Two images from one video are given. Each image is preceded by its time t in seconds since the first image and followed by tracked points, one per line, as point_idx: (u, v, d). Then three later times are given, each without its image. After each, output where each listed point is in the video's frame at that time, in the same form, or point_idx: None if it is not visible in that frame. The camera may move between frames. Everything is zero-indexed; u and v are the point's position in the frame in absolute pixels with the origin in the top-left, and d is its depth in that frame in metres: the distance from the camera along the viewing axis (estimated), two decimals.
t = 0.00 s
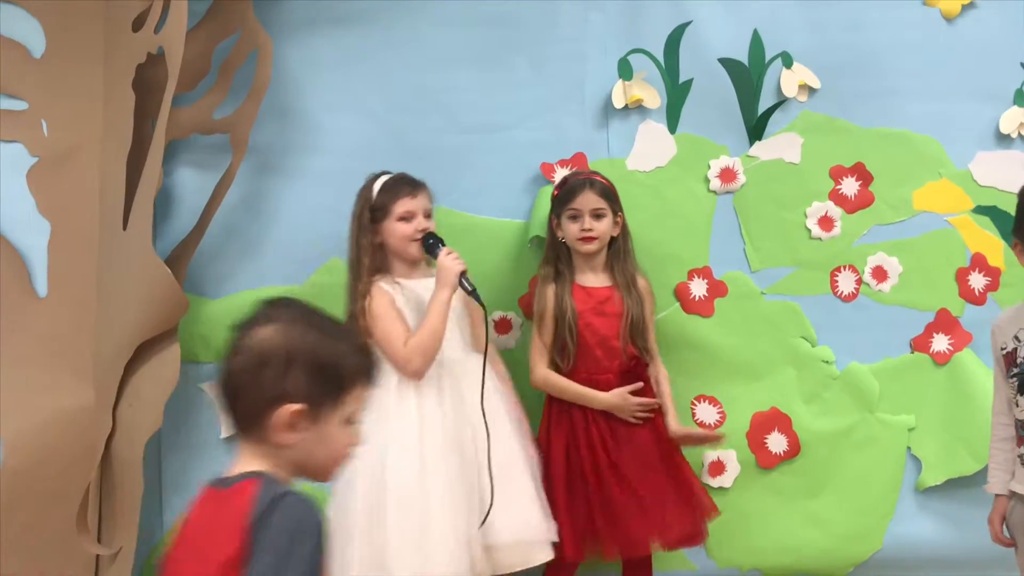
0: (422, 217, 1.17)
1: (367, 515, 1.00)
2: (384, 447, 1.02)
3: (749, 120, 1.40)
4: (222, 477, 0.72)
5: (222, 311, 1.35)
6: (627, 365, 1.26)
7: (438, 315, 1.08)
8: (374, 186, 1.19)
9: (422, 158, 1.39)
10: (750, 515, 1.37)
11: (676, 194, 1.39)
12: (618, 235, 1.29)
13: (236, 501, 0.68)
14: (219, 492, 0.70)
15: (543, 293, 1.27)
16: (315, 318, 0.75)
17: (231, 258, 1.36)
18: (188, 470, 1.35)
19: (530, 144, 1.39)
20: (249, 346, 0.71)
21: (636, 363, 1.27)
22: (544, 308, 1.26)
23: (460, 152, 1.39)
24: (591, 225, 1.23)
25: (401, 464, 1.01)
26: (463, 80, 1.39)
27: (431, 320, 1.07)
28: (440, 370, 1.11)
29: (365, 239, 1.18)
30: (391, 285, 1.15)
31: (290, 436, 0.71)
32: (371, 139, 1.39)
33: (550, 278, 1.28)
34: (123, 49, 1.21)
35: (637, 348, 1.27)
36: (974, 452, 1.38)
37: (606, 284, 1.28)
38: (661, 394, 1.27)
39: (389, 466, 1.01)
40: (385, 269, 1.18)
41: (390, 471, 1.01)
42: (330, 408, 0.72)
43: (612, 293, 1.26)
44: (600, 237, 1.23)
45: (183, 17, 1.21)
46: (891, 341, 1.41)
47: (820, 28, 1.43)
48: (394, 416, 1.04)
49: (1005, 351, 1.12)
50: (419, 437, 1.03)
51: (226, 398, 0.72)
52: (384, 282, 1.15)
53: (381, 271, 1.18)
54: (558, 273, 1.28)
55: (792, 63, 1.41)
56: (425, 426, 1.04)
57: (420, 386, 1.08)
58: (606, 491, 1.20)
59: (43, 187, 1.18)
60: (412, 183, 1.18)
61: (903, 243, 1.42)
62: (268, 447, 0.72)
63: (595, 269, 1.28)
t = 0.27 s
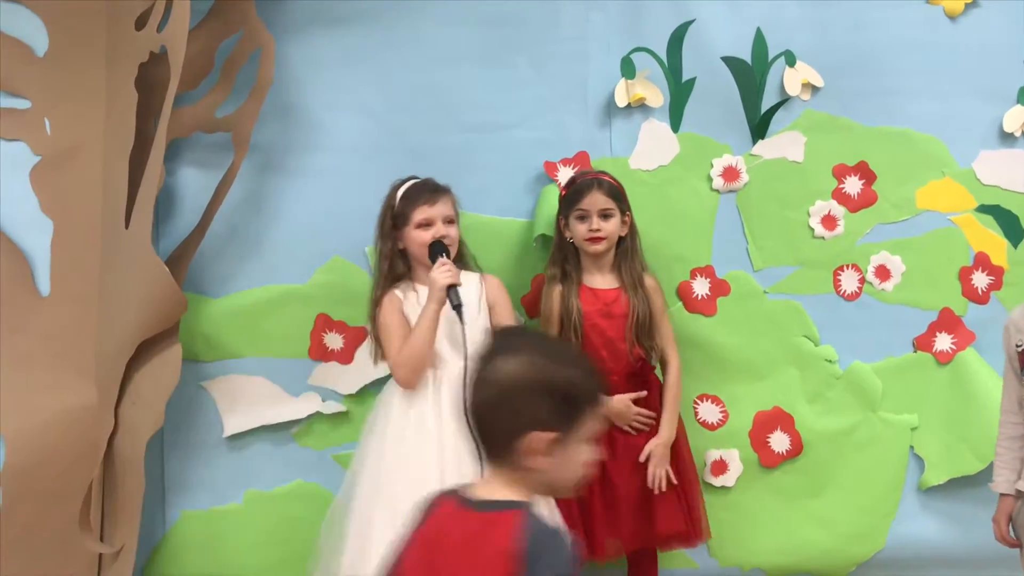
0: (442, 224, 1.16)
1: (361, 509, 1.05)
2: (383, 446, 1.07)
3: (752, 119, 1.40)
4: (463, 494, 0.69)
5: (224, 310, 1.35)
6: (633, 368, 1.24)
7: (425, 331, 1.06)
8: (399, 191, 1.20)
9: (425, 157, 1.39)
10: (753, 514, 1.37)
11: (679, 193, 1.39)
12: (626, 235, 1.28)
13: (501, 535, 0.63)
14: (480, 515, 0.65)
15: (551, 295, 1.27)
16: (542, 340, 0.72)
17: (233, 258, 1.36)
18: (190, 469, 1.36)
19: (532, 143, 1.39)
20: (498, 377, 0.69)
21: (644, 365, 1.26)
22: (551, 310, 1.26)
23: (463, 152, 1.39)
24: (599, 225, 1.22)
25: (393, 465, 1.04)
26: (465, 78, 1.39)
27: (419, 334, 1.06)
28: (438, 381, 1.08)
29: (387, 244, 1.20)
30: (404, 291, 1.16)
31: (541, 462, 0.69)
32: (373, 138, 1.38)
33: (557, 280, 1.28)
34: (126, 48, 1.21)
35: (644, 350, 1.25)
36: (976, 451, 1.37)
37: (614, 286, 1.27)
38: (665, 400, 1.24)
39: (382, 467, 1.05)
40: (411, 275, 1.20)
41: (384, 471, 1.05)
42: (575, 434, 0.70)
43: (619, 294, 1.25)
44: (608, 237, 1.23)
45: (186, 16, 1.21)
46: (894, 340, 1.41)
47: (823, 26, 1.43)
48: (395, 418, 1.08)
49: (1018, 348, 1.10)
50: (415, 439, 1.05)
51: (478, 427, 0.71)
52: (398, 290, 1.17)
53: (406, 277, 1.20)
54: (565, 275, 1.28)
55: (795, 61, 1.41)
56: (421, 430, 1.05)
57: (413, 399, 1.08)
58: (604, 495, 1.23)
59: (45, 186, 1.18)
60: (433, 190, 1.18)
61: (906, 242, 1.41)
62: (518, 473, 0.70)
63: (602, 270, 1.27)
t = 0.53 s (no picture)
0: (425, 224, 1.17)
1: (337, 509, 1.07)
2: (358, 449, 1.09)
3: (753, 118, 1.40)
4: (615, 432, 0.75)
5: (226, 310, 1.35)
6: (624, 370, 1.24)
7: (391, 329, 1.09)
8: (387, 191, 1.21)
9: (426, 157, 1.39)
10: (753, 513, 1.37)
11: (680, 192, 1.39)
12: (628, 235, 1.29)
13: (648, 471, 0.69)
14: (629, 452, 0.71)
15: (549, 294, 1.29)
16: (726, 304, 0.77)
17: (234, 257, 1.37)
18: (193, 468, 1.36)
19: (533, 142, 1.39)
20: (676, 325, 0.74)
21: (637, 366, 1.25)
22: (549, 308, 1.28)
23: (464, 152, 1.39)
24: (600, 227, 1.22)
25: (363, 463, 1.07)
26: (466, 78, 1.39)
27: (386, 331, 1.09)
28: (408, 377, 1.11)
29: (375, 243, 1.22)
30: (389, 290, 1.18)
31: (706, 414, 0.74)
32: (374, 138, 1.39)
33: (556, 279, 1.29)
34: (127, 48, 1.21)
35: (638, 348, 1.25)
36: (978, 450, 1.37)
37: (613, 286, 1.27)
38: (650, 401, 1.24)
39: (355, 466, 1.08)
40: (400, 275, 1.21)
41: (356, 471, 1.07)
42: (743, 391, 0.74)
43: (617, 295, 1.26)
44: (609, 238, 1.23)
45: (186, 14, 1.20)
46: (895, 340, 1.41)
47: (824, 26, 1.43)
48: (370, 420, 1.11)
49: None
50: (384, 438, 1.07)
51: (644, 365, 0.76)
52: (383, 288, 1.19)
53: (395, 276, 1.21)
54: (564, 274, 1.29)
55: (797, 61, 1.41)
56: (389, 429, 1.07)
57: (386, 393, 1.11)
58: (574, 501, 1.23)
59: (48, 186, 1.19)
60: (421, 189, 1.18)
61: (907, 242, 1.42)
62: (675, 415, 0.74)
63: (602, 270, 1.28)
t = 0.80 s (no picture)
0: (389, 220, 1.15)
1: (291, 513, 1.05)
2: (312, 451, 1.07)
3: (754, 118, 1.40)
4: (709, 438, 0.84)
5: (227, 310, 1.35)
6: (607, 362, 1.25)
7: (352, 324, 1.07)
8: (350, 186, 1.19)
9: (426, 157, 1.39)
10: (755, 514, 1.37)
11: (681, 192, 1.39)
12: (618, 229, 1.28)
13: (747, 468, 0.78)
14: (725, 454, 0.80)
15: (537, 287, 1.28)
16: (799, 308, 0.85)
17: (236, 257, 1.37)
18: (194, 468, 1.36)
19: (534, 142, 1.39)
20: (757, 330, 0.82)
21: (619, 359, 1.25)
22: (536, 302, 1.26)
23: (464, 152, 1.39)
24: (590, 222, 1.22)
25: (320, 464, 1.05)
26: (467, 78, 1.39)
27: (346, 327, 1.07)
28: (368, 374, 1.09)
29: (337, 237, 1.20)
30: (348, 285, 1.16)
31: (786, 407, 0.81)
32: (374, 138, 1.39)
33: (545, 272, 1.28)
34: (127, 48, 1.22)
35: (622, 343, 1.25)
36: (980, 450, 1.37)
37: (601, 279, 1.26)
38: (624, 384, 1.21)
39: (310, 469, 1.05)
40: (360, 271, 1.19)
41: (311, 473, 1.05)
42: (820, 387, 0.82)
43: (604, 289, 1.25)
44: (599, 233, 1.23)
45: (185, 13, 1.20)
46: (897, 339, 1.41)
47: (825, 25, 1.43)
48: (323, 422, 1.08)
49: None
50: (338, 439, 1.05)
51: (728, 367, 0.84)
52: (341, 283, 1.17)
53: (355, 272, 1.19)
54: (553, 268, 1.28)
55: (798, 60, 1.41)
56: (345, 430, 1.05)
57: (343, 390, 1.09)
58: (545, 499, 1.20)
59: (48, 186, 1.19)
60: (386, 186, 1.16)
61: (908, 242, 1.41)
62: (761, 411, 0.82)
63: (592, 264, 1.27)
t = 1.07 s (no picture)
0: (367, 223, 1.15)
1: (262, 512, 1.02)
2: (286, 449, 1.05)
3: (756, 118, 1.40)
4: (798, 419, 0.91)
5: (229, 310, 1.36)
6: (586, 368, 1.24)
7: (347, 330, 1.05)
8: (325, 186, 1.19)
9: (427, 157, 1.39)
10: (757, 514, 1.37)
11: (682, 192, 1.39)
12: (601, 235, 1.28)
13: (821, 455, 0.84)
14: (805, 440, 0.87)
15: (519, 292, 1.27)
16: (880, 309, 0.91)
17: (238, 257, 1.37)
18: (197, 468, 1.36)
19: (535, 142, 1.40)
20: (858, 323, 0.87)
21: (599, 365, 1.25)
22: (517, 306, 1.26)
23: (466, 152, 1.39)
24: (571, 227, 1.22)
25: (296, 461, 1.03)
26: (469, 79, 1.39)
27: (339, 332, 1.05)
28: (354, 380, 1.08)
29: (308, 237, 1.19)
30: (322, 286, 1.14)
31: (881, 396, 0.86)
32: (375, 139, 1.39)
33: (527, 276, 1.28)
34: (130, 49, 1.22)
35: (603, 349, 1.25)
36: (981, 450, 1.37)
37: (583, 286, 1.26)
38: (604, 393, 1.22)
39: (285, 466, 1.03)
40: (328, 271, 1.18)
41: (287, 471, 1.03)
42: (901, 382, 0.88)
43: (585, 294, 1.25)
44: (580, 239, 1.23)
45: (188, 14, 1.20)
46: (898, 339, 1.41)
47: (826, 26, 1.43)
48: (298, 420, 1.07)
49: None
50: (318, 437, 1.04)
51: (821, 356, 0.89)
52: (314, 284, 1.15)
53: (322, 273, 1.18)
54: (535, 273, 1.28)
55: (798, 61, 1.41)
56: (326, 429, 1.04)
57: (327, 394, 1.07)
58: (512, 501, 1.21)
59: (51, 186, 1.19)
60: (362, 187, 1.16)
61: (909, 242, 1.42)
62: (857, 398, 0.87)
63: (574, 270, 1.27)
